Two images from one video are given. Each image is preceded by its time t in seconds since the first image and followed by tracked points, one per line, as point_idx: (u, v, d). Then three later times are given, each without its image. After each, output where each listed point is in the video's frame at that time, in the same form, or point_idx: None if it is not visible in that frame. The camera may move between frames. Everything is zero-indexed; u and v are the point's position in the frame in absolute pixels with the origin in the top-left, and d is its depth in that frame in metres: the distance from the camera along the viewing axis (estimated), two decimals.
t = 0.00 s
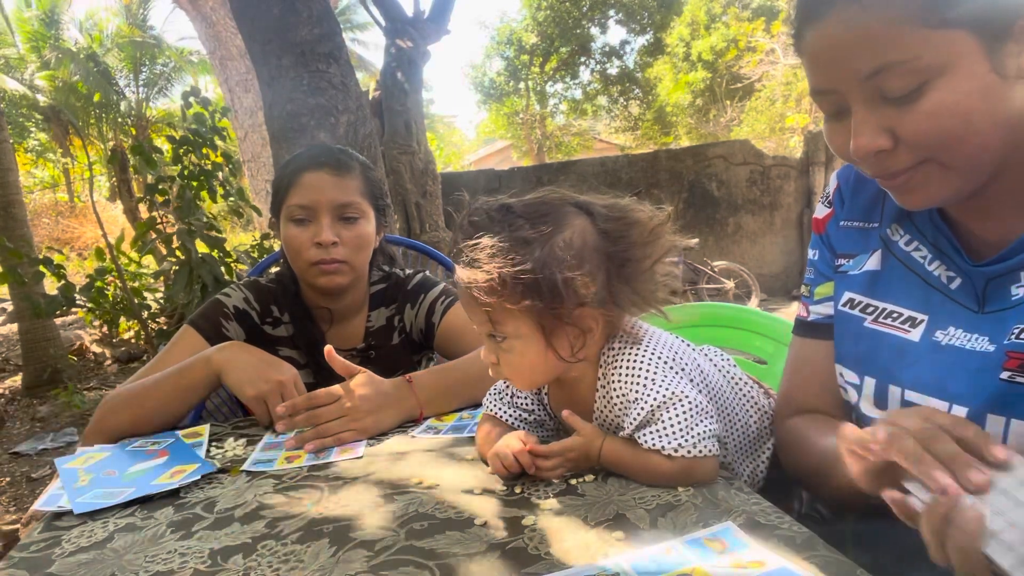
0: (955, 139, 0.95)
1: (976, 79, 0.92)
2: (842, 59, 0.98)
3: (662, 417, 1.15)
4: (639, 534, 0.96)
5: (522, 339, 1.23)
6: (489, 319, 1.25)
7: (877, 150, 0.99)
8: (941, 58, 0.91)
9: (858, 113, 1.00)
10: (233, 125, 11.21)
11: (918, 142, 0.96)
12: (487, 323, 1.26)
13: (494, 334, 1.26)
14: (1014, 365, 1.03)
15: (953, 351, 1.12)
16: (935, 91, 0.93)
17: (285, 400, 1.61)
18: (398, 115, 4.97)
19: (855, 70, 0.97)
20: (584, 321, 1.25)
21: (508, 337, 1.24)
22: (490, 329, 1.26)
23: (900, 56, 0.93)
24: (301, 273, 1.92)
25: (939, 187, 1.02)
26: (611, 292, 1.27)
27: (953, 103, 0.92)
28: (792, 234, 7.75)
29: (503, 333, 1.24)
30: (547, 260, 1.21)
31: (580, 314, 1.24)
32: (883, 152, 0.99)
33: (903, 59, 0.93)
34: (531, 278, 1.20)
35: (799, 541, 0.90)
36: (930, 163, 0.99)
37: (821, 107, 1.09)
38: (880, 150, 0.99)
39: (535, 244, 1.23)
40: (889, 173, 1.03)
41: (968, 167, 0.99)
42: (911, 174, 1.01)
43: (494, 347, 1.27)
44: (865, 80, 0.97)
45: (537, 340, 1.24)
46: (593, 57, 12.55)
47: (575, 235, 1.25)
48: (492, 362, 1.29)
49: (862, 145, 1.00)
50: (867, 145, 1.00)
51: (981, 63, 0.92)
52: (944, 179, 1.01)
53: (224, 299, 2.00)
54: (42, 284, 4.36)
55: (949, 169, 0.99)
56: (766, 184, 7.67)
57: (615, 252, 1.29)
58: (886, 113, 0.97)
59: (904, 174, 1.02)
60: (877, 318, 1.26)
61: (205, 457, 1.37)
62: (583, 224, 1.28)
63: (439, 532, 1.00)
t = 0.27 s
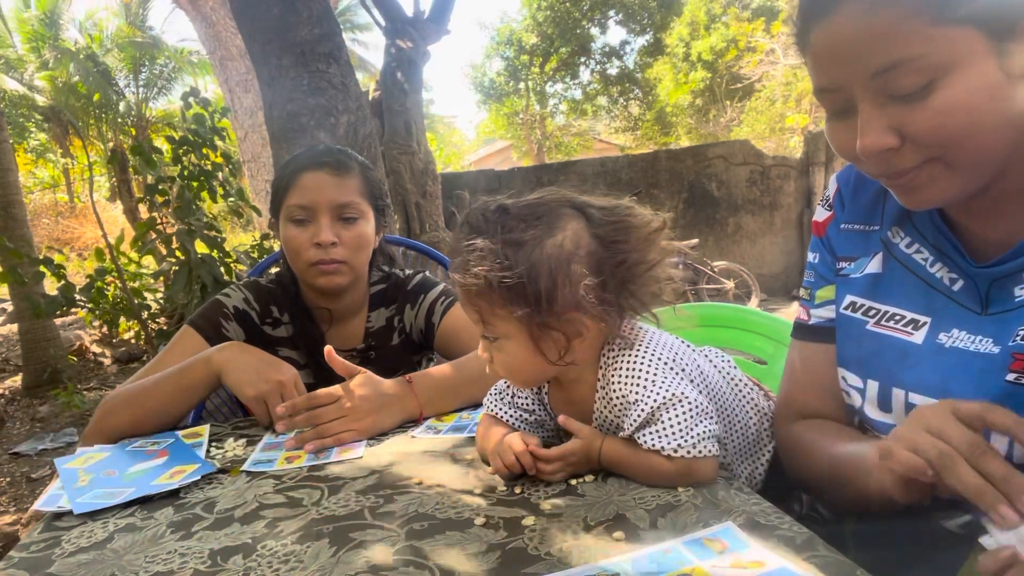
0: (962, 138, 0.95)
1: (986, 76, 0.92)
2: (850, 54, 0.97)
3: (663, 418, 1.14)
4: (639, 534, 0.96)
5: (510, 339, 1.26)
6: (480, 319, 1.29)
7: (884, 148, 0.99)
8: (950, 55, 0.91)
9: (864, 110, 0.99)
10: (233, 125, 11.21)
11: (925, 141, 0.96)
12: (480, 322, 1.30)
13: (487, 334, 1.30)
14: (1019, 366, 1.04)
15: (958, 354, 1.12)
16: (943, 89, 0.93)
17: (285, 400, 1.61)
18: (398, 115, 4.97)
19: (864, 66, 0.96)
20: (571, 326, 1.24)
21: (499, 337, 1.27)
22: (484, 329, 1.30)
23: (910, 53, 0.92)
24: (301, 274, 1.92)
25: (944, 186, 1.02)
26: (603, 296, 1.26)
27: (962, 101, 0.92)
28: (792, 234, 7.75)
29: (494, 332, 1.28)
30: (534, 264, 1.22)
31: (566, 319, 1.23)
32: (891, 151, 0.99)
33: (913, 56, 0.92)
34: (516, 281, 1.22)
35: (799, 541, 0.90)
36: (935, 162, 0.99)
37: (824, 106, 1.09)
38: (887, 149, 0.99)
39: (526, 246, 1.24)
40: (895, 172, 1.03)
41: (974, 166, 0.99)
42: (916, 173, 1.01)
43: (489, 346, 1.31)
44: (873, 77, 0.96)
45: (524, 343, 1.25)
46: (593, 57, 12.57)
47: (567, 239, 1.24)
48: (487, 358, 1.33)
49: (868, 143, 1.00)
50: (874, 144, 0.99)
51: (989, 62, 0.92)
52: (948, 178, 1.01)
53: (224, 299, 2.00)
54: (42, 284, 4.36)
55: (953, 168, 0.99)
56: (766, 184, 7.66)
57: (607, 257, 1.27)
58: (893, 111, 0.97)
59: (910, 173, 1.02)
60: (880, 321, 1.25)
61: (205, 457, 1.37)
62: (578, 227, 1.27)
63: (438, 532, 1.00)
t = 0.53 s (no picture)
0: (993, 126, 0.90)
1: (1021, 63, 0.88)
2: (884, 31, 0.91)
3: (664, 418, 1.16)
4: (639, 534, 0.96)
5: (510, 337, 1.25)
6: (480, 316, 1.30)
7: (911, 134, 0.94)
8: (988, 39, 0.86)
9: (894, 92, 0.94)
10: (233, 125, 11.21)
11: (956, 127, 0.91)
12: (479, 320, 1.30)
13: (486, 331, 1.30)
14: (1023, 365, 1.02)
15: (961, 354, 1.11)
16: (977, 74, 0.88)
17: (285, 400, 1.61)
18: (398, 115, 4.97)
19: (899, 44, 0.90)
20: (571, 323, 1.25)
21: (499, 333, 1.27)
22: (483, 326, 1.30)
23: (948, 34, 0.87)
24: (301, 274, 1.93)
25: (964, 176, 0.97)
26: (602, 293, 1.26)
27: (998, 87, 0.88)
28: (792, 234, 7.75)
29: (493, 329, 1.28)
30: (536, 260, 1.22)
31: (566, 316, 1.24)
32: (918, 136, 0.94)
33: (952, 37, 0.87)
34: (515, 278, 1.23)
35: (800, 541, 0.90)
36: (962, 151, 0.94)
37: (844, 89, 1.02)
38: (915, 134, 0.94)
39: (525, 244, 1.24)
40: (918, 159, 0.97)
41: (998, 158, 0.95)
42: (939, 161, 0.96)
43: (488, 343, 1.30)
44: (907, 57, 0.91)
45: (523, 339, 1.25)
46: (593, 57, 12.59)
47: (567, 237, 1.24)
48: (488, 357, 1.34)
49: (896, 126, 0.94)
50: (902, 128, 0.94)
51: None
52: (971, 170, 0.96)
53: (224, 299, 2.00)
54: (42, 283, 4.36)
55: (977, 159, 0.95)
56: (766, 184, 7.66)
57: (608, 255, 1.27)
58: (924, 94, 0.92)
59: (932, 162, 0.97)
60: (883, 321, 1.24)
61: (206, 457, 1.37)
62: (579, 225, 1.27)
63: (439, 532, 1.00)
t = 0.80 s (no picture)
0: (979, 124, 0.92)
1: (1009, 64, 0.89)
2: (877, 22, 0.93)
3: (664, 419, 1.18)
4: (640, 534, 0.96)
5: (512, 337, 1.26)
6: (482, 317, 1.30)
7: (897, 125, 0.95)
8: (979, 37, 0.88)
9: (885, 83, 0.96)
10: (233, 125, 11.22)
11: (942, 122, 0.93)
12: (482, 320, 1.30)
13: (489, 332, 1.30)
14: None
15: (963, 354, 1.10)
16: (965, 71, 0.90)
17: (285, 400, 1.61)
18: (398, 115, 4.98)
19: (891, 36, 0.92)
20: (575, 324, 1.25)
21: (500, 335, 1.28)
22: (485, 326, 1.30)
23: (940, 29, 0.89)
24: (301, 274, 1.92)
25: (949, 174, 0.98)
26: (604, 295, 1.26)
27: (983, 86, 0.89)
28: (792, 234, 7.75)
29: (496, 330, 1.28)
30: (541, 258, 1.22)
31: (569, 317, 1.24)
32: (904, 128, 0.95)
33: (944, 32, 0.89)
34: (518, 279, 1.23)
35: (800, 541, 0.90)
36: (947, 147, 0.95)
37: (843, 79, 1.04)
38: (901, 126, 0.95)
39: (527, 246, 1.24)
40: (903, 153, 0.99)
41: (985, 157, 0.95)
42: (925, 156, 0.97)
43: (491, 344, 1.31)
44: (898, 50, 0.93)
45: (526, 340, 1.26)
46: (593, 57, 12.58)
47: (569, 238, 1.24)
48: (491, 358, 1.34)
49: (883, 117, 0.96)
50: (888, 118, 0.96)
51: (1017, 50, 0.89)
52: (957, 168, 0.97)
53: (224, 299, 2.00)
54: (42, 283, 4.36)
55: (964, 157, 0.96)
56: (766, 184, 7.66)
57: (609, 255, 1.27)
58: (913, 87, 0.94)
59: (919, 156, 0.98)
60: (884, 321, 1.24)
61: (206, 457, 1.37)
62: (580, 226, 1.27)
63: (439, 532, 1.00)
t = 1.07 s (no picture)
0: (970, 120, 0.92)
1: (1002, 61, 0.89)
2: (874, 14, 0.93)
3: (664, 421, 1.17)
4: (639, 534, 0.96)
5: (512, 339, 1.28)
6: (482, 318, 1.31)
7: (890, 117, 0.96)
8: (976, 33, 0.89)
9: (880, 74, 0.96)
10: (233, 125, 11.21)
11: (934, 116, 0.93)
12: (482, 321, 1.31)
13: (489, 333, 1.31)
14: None
15: (960, 348, 1.11)
16: (959, 66, 0.90)
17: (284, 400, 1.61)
18: (398, 115, 4.97)
19: (888, 29, 0.93)
20: (574, 325, 1.26)
21: (500, 336, 1.29)
22: (485, 327, 1.31)
23: (936, 24, 0.90)
24: (301, 275, 1.93)
25: (940, 170, 0.99)
26: (603, 294, 1.27)
27: (977, 81, 0.89)
28: (792, 235, 7.75)
29: (495, 331, 1.29)
30: (539, 263, 1.22)
31: (569, 318, 1.25)
32: (895, 121, 0.96)
33: (940, 27, 0.89)
34: (517, 281, 1.24)
35: (799, 542, 0.90)
36: (939, 142, 0.96)
37: (843, 69, 1.05)
38: (894, 119, 0.96)
39: (526, 248, 1.24)
40: (895, 146, 0.99)
41: (976, 154, 0.96)
42: (917, 149, 0.98)
43: (491, 345, 1.33)
44: (894, 42, 0.93)
45: (525, 344, 1.28)
46: (593, 57, 12.57)
47: (568, 238, 1.25)
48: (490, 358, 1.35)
49: (876, 108, 0.97)
50: (881, 110, 0.96)
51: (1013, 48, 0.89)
52: (948, 163, 0.97)
53: (224, 300, 2.00)
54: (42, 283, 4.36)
55: (955, 152, 0.96)
56: (766, 184, 7.66)
57: (609, 256, 1.27)
58: (907, 80, 0.94)
59: (911, 149, 0.98)
60: (882, 314, 1.25)
61: (205, 457, 1.37)
62: (579, 227, 1.27)
63: (438, 532, 1.00)
